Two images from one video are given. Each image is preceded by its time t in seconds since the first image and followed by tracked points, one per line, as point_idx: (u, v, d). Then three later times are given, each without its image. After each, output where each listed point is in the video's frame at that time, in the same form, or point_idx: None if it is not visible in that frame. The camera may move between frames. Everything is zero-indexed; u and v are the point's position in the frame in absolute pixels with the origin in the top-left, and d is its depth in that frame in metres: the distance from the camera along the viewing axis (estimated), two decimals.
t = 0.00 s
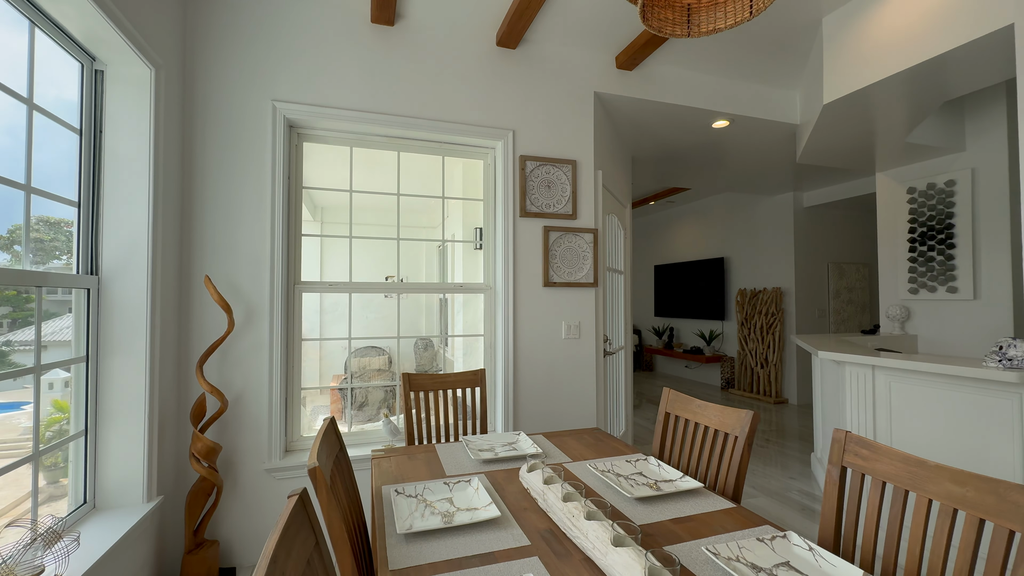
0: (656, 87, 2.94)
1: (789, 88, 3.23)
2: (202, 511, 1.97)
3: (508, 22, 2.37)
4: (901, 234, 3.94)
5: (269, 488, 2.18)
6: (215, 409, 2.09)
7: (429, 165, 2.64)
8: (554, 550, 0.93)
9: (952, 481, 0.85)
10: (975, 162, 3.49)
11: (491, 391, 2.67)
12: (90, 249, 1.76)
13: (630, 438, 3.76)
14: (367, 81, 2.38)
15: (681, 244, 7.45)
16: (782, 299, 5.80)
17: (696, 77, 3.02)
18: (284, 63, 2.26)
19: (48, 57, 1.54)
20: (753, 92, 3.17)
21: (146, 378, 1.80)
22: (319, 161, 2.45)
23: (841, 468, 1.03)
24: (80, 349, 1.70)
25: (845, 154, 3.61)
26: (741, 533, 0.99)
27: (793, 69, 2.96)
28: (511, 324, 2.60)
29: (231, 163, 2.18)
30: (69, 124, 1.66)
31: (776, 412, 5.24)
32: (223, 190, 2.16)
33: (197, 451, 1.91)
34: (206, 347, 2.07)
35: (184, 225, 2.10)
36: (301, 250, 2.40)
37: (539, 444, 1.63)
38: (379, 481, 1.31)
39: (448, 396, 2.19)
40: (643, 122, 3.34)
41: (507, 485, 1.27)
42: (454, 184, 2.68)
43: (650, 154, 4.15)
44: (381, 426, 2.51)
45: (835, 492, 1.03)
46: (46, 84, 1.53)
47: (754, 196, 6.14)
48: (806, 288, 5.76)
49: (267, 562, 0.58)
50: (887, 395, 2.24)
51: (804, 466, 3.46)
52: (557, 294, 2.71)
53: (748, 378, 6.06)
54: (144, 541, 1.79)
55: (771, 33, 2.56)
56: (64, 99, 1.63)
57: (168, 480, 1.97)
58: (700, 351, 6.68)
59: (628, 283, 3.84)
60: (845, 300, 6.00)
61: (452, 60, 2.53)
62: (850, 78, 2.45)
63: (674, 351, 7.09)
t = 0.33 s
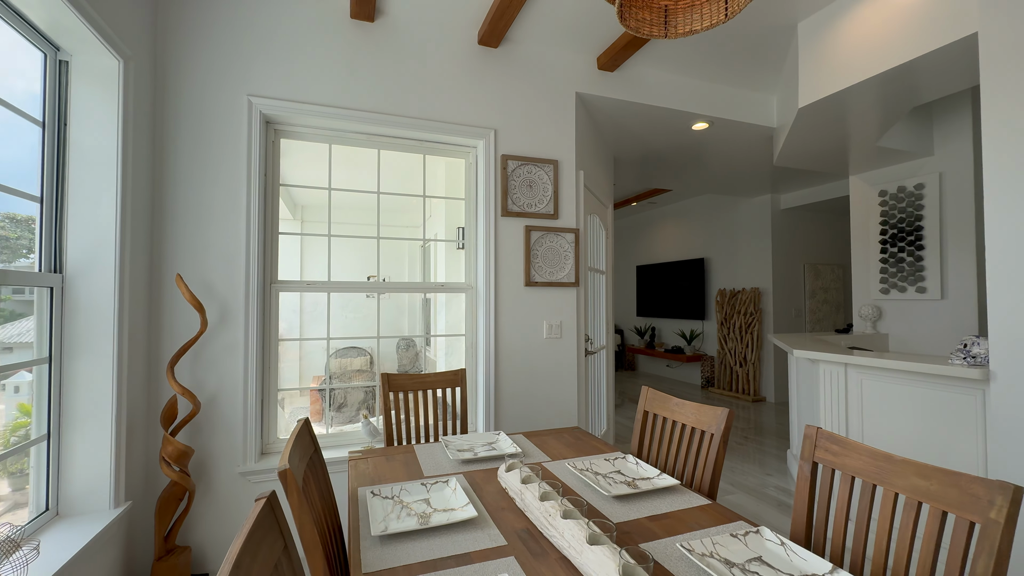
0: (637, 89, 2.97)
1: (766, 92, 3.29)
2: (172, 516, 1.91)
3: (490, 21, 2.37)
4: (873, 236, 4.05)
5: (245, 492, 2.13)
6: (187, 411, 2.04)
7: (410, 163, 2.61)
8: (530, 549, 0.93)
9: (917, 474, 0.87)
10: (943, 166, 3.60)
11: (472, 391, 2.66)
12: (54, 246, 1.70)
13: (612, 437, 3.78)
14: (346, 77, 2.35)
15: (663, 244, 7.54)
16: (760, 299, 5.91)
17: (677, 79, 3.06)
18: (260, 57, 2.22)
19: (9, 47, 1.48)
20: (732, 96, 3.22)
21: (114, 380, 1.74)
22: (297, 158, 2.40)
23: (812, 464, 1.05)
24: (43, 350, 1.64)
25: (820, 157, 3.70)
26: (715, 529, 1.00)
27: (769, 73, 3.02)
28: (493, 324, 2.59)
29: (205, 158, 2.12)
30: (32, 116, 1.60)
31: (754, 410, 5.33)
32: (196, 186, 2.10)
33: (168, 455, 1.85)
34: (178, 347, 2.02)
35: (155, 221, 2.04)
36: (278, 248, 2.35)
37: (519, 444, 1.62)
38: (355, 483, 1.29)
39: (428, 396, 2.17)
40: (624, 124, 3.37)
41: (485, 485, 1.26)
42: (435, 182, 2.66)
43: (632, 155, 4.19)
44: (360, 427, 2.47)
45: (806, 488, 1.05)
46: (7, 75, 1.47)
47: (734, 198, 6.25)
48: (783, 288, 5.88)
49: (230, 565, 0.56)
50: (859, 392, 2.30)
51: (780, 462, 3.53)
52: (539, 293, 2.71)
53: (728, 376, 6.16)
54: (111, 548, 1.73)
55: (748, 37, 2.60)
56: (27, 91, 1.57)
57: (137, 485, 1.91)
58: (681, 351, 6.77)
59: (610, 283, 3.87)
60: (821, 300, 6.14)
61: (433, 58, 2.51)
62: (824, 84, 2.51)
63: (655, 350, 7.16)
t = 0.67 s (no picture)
0: (617, 91, 2.99)
1: (744, 96, 3.35)
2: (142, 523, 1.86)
3: (471, 20, 2.36)
4: (847, 238, 4.15)
5: (218, 497, 2.08)
6: (158, 415, 1.98)
7: (391, 162, 2.58)
8: (505, 550, 0.93)
9: (882, 470, 0.89)
10: (912, 170, 3.71)
11: (454, 391, 2.64)
12: (15, 244, 1.63)
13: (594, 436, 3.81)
14: (324, 74, 2.31)
15: (645, 245, 7.62)
16: (739, 299, 6.01)
17: (657, 82, 3.09)
18: (235, 52, 2.17)
19: None
20: (710, 99, 3.27)
21: (79, 383, 1.68)
22: (274, 155, 2.36)
23: (784, 461, 1.07)
24: (3, 353, 1.58)
25: (796, 160, 3.78)
26: (689, 527, 1.01)
27: (747, 76, 3.07)
28: (474, 324, 2.58)
29: (177, 155, 2.07)
30: None
31: (733, 408, 5.43)
32: (168, 183, 2.05)
33: (136, 460, 1.80)
34: (149, 349, 1.96)
35: (124, 219, 1.98)
36: (254, 247, 2.30)
37: (499, 444, 1.62)
38: (330, 486, 1.27)
39: (408, 397, 2.15)
40: (606, 125, 3.39)
41: (463, 486, 1.25)
42: (416, 182, 2.63)
43: (613, 157, 4.22)
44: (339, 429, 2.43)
45: (778, 485, 1.07)
46: None
47: (714, 200, 6.35)
48: (761, 289, 5.99)
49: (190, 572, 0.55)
50: (832, 390, 2.35)
51: (758, 459, 3.59)
52: (520, 293, 2.71)
53: (708, 375, 6.25)
54: (75, 557, 1.67)
55: (726, 41, 2.65)
56: None
57: (105, 491, 1.85)
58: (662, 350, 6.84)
59: (592, 283, 3.89)
60: (797, 300, 6.28)
61: (413, 56, 2.49)
62: (799, 89, 2.56)
63: (637, 350, 7.24)
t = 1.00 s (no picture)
0: (599, 92, 3.01)
1: (723, 99, 3.41)
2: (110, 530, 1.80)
3: (453, 18, 2.35)
4: (822, 240, 4.25)
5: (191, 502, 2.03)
6: (127, 419, 1.92)
7: (371, 161, 2.55)
8: (481, 551, 0.92)
9: (850, 466, 0.91)
10: (884, 174, 3.82)
11: (435, 392, 2.62)
12: None
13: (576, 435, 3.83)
14: (302, 70, 2.27)
15: (627, 246, 7.70)
16: (719, 300, 6.10)
17: (638, 84, 3.12)
18: (209, 46, 2.12)
19: None
20: (690, 102, 3.31)
21: (41, 386, 1.62)
22: (250, 153, 2.31)
23: (757, 458, 1.08)
24: None
25: (773, 163, 3.86)
26: (664, 525, 1.01)
27: (725, 80, 3.12)
28: (455, 325, 2.57)
29: (148, 151, 2.01)
30: None
31: (713, 407, 5.50)
32: (139, 179, 1.99)
33: (104, 465, 1.74)
34: (117, 351, 1.90)
35: (91, 217, 1.92)
36: (230, 245, 2.26)
37: (478, 445, 1.61)
38: (305, 489, 1.25)
39: (388, 398, 2.13)
40: (588, 126, 3.42)
41: (440, 487, 1.24)
42: (397, 181, 2.61)
43: (596, 158, 4.25)
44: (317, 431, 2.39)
45: (751, 482, 1.08)
46: None
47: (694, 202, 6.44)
48: (740, 289, 6.09)
49: None
50: (806, 388, 2.40)
51: (736, 457, 3.65)
52: (501, 294, 2.71)
53: (688, 375, 6.33)
54: (37, 567, 1.61)
55: (705, 45, 2.69)
56: None
57: (70, 497, 1.79)
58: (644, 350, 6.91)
59: (574, 284, 3.91)
60: (775, 301, 6.41)
61: (394, 54, 2.47)
62: (775, 93, 2.62)
63: (619, 349, 7.30)
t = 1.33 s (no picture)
0: (581, 93, 3.02)
1: (702, 102, 3.46)
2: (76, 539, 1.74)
3: (434, 17, 2.33)
4: (798, 241, 4.34)
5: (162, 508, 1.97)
6: (95, 422, 1.86)
7: (351, 160, 2.52)
8: (456, 552, 0.92)
9: (820, 463, 0.93)
10: (857, 178, 3.92)
11: (416, 393, 2.60)
12: None
13: (558, 435, 3.83)
14: (280, 66, 2.23)
15: (610, 247, 7.75)
16: (700, 300, 6.19)
17: (619, 86, 3.14)
18: (183, 40, 2.07)
19: None
20: (671, 104, 3.35)
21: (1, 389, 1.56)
22: (226, 150, 2.26)
23: (731, 456, 1.10)
24: None
25: (751, 165, 3.92)
26: (640, 523, 1.02)
27: (705, 83, 3.16)
28: (436, 325, 2.55)
29: (118, 147, 1.95)
30: None
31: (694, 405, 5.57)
32: (108, 175, 1.93)
33: (69, 470, 1.68)
34: (84, 353, 1.84)
35: (57, 214, 1.86)
36: (206, 244, 2.20)
37: (457, 446, 1.60)
38: (279, 492, 1.22)
39: (367, 400, 2.10)
40: (570, 127, 3.43)
41: (417, 489, 1.23)
42: (378, 180, 2.58)
43: (579, 159, 4.28)
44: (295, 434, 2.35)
45: (726, 480, 1.09)
46: None
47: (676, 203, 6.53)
48: (720, 290, 6.19)
49: None
50: (782, 387, 2.45)
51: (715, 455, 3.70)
52: (483, 294, 2.70)
53: (670, 374, 6.40)
54: None
55: (685, 48, 2.72)
56: None
57: (34, 505, 1.73)
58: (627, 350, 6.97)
59: (556, 284, 3.92)
60: (754, 301, 6.52)
61: (374, 52, 2.44)
62: (753, 97, 2.66)
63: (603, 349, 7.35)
